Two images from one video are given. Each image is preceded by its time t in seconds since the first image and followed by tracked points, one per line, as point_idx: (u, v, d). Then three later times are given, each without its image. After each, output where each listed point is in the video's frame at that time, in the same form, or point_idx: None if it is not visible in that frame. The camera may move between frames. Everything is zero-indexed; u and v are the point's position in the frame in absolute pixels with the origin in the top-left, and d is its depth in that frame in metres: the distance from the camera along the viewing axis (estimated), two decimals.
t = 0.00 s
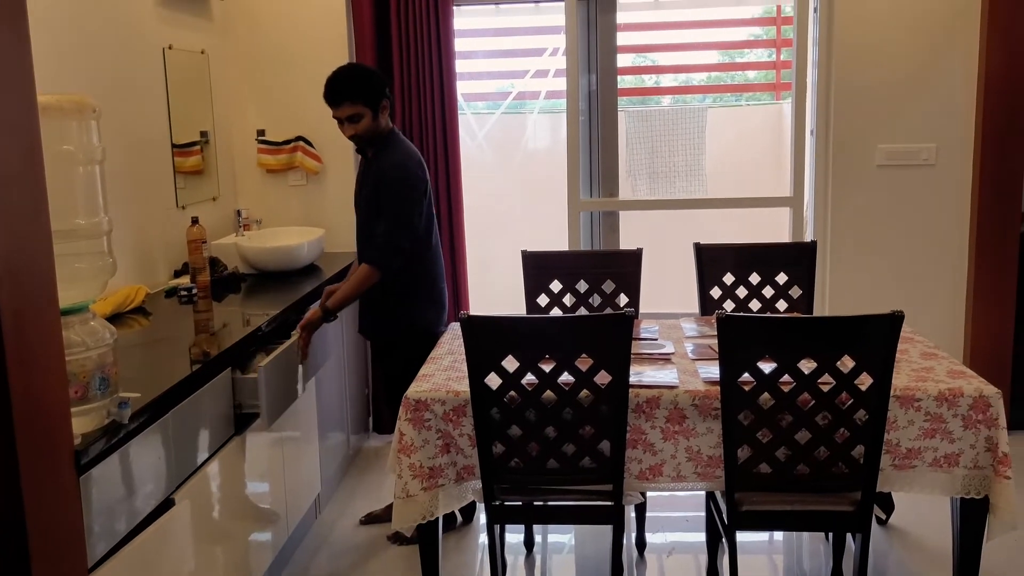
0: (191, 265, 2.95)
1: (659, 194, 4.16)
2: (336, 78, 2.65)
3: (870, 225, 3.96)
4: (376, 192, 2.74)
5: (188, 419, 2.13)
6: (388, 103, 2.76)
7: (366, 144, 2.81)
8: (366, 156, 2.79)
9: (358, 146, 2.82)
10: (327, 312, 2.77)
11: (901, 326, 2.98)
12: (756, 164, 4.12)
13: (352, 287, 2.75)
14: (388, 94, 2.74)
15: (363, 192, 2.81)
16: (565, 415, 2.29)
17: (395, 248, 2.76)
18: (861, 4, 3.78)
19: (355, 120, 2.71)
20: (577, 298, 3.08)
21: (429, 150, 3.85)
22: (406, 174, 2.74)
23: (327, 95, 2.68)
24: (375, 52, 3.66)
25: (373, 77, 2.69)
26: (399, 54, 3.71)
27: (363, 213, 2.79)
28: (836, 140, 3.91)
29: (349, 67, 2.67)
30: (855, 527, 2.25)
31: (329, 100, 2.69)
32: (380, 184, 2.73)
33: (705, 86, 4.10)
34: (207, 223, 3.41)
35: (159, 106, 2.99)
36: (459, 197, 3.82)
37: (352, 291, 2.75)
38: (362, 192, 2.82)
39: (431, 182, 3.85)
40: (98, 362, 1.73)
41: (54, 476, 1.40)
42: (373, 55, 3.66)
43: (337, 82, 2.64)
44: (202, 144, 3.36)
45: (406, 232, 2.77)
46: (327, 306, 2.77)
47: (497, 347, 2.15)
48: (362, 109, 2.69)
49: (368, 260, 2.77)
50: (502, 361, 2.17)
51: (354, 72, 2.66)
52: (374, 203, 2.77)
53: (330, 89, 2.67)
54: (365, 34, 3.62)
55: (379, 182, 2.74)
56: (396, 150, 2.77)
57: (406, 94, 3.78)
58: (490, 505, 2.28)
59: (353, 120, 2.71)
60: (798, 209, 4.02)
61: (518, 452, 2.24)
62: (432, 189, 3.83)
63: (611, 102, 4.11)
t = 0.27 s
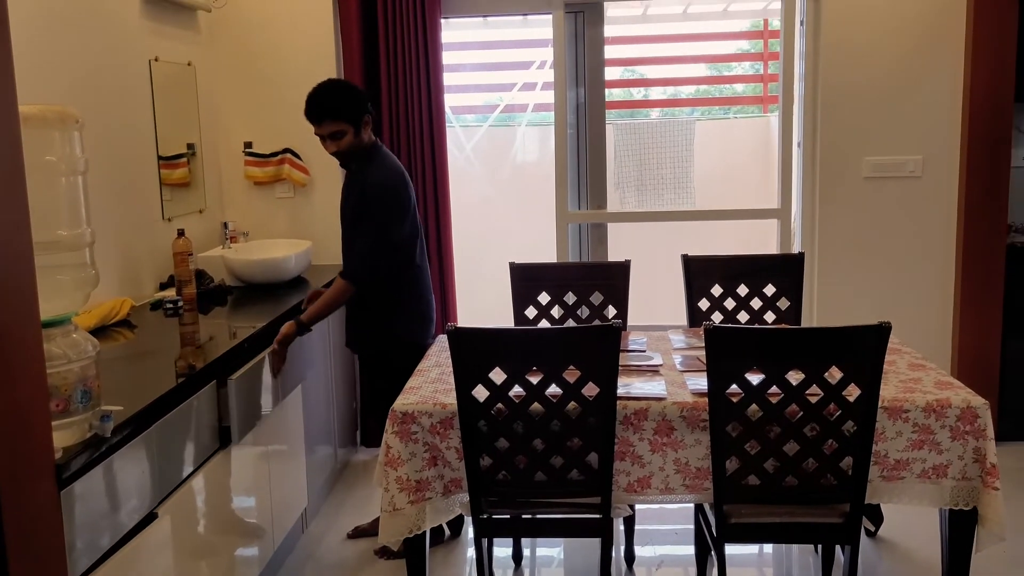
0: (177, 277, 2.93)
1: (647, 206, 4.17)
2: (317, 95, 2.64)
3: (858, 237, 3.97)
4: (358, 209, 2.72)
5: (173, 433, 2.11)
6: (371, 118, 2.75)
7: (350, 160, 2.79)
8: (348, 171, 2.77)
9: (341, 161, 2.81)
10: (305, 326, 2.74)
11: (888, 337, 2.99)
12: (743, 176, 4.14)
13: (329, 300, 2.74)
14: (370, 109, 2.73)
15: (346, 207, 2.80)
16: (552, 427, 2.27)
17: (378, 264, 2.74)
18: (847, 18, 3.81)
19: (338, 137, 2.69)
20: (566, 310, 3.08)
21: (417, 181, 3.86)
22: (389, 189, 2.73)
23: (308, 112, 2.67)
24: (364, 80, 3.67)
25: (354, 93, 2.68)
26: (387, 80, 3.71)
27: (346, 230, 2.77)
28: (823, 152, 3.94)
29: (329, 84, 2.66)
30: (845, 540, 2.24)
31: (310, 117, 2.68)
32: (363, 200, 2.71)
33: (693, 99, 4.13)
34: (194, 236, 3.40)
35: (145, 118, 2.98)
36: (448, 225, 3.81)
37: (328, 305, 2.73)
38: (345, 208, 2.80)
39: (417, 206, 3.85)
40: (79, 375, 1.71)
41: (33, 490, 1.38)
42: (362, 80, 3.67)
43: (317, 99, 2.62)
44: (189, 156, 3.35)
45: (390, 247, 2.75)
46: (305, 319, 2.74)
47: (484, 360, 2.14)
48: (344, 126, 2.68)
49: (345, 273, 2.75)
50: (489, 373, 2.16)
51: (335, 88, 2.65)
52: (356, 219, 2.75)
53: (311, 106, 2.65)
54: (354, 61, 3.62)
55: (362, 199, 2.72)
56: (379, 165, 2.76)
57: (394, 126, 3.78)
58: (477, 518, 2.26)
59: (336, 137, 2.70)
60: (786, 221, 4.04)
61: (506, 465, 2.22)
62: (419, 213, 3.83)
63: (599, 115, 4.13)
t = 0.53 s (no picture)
0: (166, 287, 2.91)
1: (639, 215, 4.16)
2: (301, 107, 2.62)
3: (851, 246, 3.97)
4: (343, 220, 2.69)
5: (161, 443, 2.09)
6: (357, 129, 2.73)
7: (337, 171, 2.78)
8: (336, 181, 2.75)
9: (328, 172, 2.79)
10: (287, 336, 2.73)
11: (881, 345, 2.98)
12: (736, 185, 4.13)
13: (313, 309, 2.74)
14: (356, 119, 2.70)
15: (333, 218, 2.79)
16: (544, 437, 2.25)
17: (365, 275, 2.73)
18: (838, 28, 3.82)
19: (323, 149, 2.68)
20: (557, 319, 3.06)
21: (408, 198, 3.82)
22: (375, 200, 2.71)
23: (293, 124, 2.65)
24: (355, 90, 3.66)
25: (339, 104, 2.66)
26: (377, 91, 3.68)
27: (333, 241, 2.75)
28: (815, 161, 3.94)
29: (314, 95, 2.64)
30: (839, 550, 2.23)
31: (295, 129, 2.66)
32: (349, 211, 2.69)
33: (686, 109, 4.12)
34: (184, 245, 3.37)
35: (135, 127, 2.96)
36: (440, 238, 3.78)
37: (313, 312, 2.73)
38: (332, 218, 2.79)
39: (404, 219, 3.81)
40: (63, 385, 1.71)
41: (14, 502, 1.37)
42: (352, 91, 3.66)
43: (301, 111, 2.60)
44: (179, 165, 3.32)
45: (377, 258, 2.73)
46: (287, 328, 2.73)
47: (474, 370, 2.12)
48: (329, 137, 2.66)
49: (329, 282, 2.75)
50: (480, 383, 2.14)
51: (319, 100, 2.62)
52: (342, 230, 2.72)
53: (296, 118, 2.64)
54: (344, 71, 3.60)
55: (347, 210, 2.71)
56: (366, 176, 2.73)
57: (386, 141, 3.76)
58: (468, 529, 2.24)
59: (321, 148, 2.68)
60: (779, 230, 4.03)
61: (497, 476, 2.20)
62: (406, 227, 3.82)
63: (591, 123, 4.12)
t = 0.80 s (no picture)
0: (157, 293, 2.88)
1: (637, 221, 4.14)
2: (289, 114, 2.59)
3: (849, 251, 3.95)
4: (331, 228, 2.65)
5: (151, 449, 2.07)
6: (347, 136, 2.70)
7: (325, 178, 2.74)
8: (325, 189, 2.71)
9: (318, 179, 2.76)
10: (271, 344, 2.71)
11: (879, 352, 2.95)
12: (733, 190, 4.12)
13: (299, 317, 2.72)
14: (345, 126, 2.67)
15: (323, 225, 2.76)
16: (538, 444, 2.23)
17: (353, 283, 2.69)
18: (835, 32, 3.80)
19: (312, 157, 2.65)
20: (553, 325, 3.04)
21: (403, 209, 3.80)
22: (364, 208, 2.67)
23: (281, 131, 2.62)
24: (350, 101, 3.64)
25: (328, 111, 2.63)
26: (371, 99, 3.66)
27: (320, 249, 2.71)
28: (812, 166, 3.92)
29: (302, 102, 2.61)
30: (837, 558, 2.20)
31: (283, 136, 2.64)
32: (336, 218, 2.65)
33: (685, 114, 4.10)
34: (176, 251, 3.35)
35: (127, 132, 2.94)
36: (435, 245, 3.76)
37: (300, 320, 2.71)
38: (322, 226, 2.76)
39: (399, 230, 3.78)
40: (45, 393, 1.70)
41: None
42: (347, 101, 3.64)
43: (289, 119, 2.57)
44: (172, 170, 3.30)
45: (366, 266, 2.70)
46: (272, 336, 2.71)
47: (467, 376, 2.10)
48: (317, 145, 2.63)
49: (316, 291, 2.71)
50: (473, 390, 2.12)
51: (308, 107, 2.59)
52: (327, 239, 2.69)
53: (284, 125, 2.61)
54: (339, 76, 3.59)
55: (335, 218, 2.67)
56: (356, 184, 2.70)
57: (381, 148, 3.74)
58: (461, 538, 2.20)
59: (309, 156, 2.65)
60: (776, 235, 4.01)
61: (490, 483, 2.17)
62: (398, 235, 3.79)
63: (587, 129, 4.11)
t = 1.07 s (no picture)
0: (149, 297, 2.85)
1: (636, 224, 4.11)
2: (276, 124, 2.53)
3: (850, 255, 3.91)
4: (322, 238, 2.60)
5: (141, 453, 2.07)
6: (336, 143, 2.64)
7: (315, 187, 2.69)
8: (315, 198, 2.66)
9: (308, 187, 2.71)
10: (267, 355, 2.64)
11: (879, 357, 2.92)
12: (733, 193, 4.08)
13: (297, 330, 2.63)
14: (334, 134, 2.62)
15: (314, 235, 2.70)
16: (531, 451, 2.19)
17: (345, 293, 2.65)
18: (834, 34, 3.77)
19: (301, 167, 2.59)
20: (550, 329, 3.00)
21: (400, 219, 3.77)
22: (355, 217, 2.62)
23: (268, 141, 2.56)
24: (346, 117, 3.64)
25: (316, 119, 2.57)
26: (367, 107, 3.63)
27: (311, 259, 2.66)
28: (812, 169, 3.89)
29: (289, 110, 2.54)
30: (836, 567, 2.16)
31: (271, 146, 2.58)
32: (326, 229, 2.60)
33: (688, 117, 4.07)
34: (170, 255, 3.32)
35: (119, 135, 2.92)
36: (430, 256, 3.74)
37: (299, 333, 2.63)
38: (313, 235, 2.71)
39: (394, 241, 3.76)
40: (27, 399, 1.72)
41: None
42: (342, 103, 3.62)
43: (276, 129, 2.51)
44: (166, 173, 3.28)
45: (358, 276, 2.64)
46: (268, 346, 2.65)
47: (459, 382, 2.07)
48: (306, 155, 2.57)
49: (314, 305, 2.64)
50: (465, 396, 2.08)
51: (296, 115, 2.53)
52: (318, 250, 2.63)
53: (271, 135, 2.55)
54: (334, 79, 3.56)
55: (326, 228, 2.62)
56: (347, 192, 2.64)
57: (377, 152, 3.71)
58: (454, 546, 2.17)
59: (299, 166, 2.60)
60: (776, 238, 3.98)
61: (483, 491, 2.14)
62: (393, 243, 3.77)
63: (585, 132, 4.08)
